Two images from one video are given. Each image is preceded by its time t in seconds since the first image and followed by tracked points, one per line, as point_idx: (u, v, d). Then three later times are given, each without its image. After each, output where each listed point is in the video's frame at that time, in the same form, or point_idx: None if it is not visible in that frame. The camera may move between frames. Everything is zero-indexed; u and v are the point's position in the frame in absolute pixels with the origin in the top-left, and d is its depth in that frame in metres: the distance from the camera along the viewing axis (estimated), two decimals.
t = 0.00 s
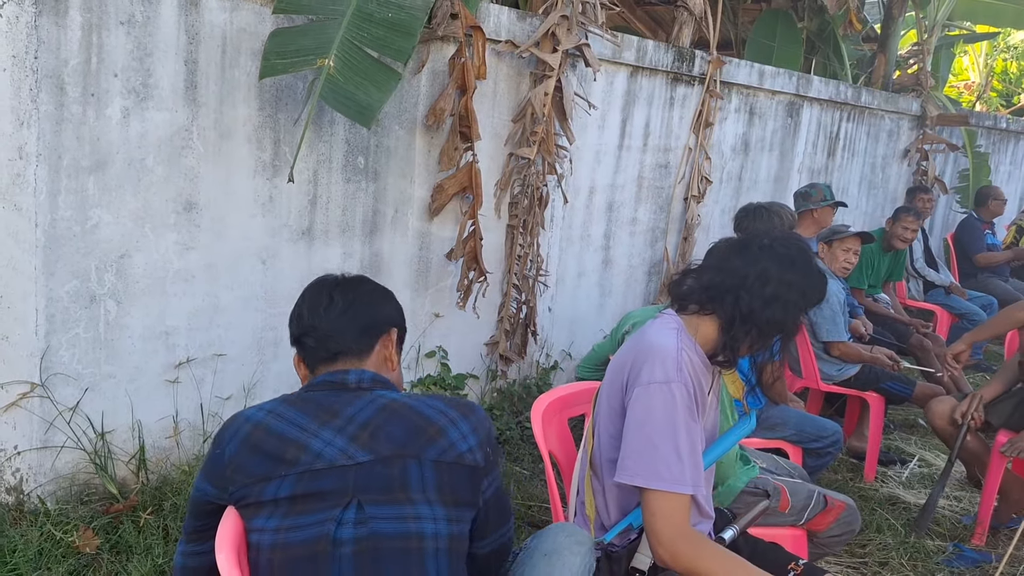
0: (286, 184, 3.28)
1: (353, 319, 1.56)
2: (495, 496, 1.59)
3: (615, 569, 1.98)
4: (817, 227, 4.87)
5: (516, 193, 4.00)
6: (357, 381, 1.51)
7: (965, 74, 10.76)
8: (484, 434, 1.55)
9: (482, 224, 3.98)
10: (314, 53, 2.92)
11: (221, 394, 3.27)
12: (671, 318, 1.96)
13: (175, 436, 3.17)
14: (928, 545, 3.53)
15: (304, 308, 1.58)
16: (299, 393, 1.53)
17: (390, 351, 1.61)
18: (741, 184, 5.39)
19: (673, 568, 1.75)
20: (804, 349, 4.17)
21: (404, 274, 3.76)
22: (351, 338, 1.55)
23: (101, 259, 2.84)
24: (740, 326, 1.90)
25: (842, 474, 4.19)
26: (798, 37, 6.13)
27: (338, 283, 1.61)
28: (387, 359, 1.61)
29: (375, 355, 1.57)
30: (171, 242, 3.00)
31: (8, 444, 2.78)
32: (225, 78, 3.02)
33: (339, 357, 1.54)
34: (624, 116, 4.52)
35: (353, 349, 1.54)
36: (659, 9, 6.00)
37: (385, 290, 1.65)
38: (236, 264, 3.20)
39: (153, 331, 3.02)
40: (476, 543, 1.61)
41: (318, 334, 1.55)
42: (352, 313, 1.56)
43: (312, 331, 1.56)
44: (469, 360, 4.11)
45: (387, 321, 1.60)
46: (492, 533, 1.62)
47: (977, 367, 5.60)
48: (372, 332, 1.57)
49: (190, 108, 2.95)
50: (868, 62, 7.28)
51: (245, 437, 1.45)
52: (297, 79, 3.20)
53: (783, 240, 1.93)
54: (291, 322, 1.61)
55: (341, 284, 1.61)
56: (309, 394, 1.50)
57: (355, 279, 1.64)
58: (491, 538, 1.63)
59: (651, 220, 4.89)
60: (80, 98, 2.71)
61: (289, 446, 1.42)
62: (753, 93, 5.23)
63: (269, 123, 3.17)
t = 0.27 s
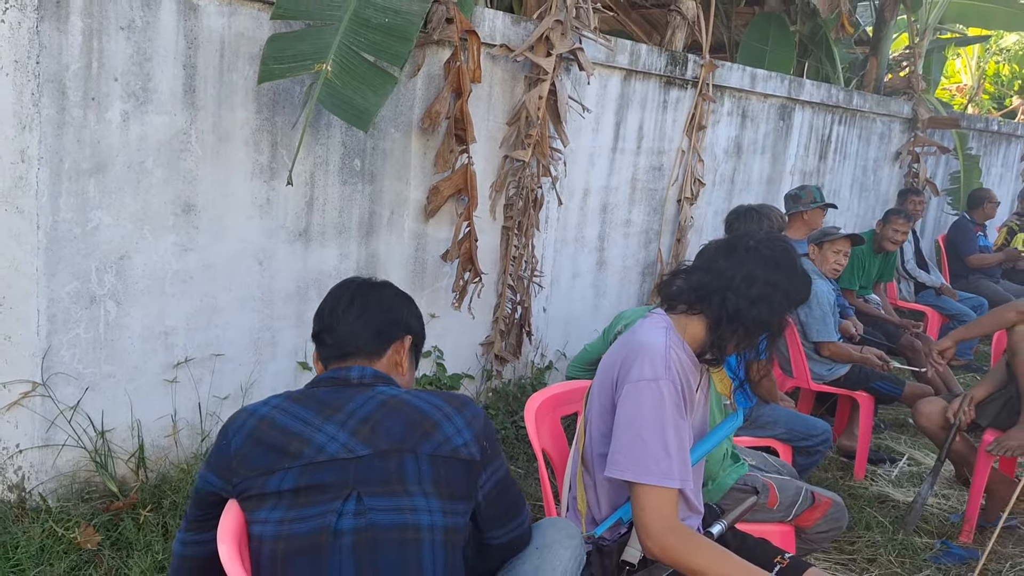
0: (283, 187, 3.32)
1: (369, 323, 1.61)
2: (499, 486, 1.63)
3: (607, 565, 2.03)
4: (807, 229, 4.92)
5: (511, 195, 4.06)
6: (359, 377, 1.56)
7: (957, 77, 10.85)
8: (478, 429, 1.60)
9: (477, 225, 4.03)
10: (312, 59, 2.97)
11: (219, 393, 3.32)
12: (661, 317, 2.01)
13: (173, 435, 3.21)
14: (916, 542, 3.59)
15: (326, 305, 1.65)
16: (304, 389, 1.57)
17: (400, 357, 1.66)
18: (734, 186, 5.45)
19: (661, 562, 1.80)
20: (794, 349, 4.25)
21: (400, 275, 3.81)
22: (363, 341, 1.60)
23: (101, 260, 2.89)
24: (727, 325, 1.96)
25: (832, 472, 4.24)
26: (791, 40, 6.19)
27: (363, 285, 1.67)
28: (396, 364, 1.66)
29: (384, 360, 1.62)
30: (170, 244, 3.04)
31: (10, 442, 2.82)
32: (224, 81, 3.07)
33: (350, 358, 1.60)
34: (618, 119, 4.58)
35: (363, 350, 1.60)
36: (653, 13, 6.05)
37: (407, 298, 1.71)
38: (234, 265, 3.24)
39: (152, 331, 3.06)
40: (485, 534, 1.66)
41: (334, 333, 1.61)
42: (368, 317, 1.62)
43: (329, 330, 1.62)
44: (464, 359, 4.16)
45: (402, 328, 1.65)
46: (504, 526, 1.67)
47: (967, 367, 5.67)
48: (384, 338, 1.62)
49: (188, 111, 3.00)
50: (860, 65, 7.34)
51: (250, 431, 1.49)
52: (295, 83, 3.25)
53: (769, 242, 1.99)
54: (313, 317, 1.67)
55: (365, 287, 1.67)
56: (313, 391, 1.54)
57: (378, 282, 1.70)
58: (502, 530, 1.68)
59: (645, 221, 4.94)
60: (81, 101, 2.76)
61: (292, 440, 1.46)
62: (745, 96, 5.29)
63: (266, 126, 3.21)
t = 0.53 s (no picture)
0: (282, 190, 3.40)
1: (380, 323, 1.69)
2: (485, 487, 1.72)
3: (596, 555, 2.12)
4: (795, 230, 4.99)
5: (505, 198, 4.13)
6: (371, 376, 1.65)
7: (946, 80, 10.97)
8: (484, 432, 1.68)
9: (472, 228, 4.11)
10: (312, 65, 3.05)
11: (218, 392, 3.39)
12: (649, 316, 2.10)
13: (174, 433, 3.28)
14: (900, 537, 3.67)
15: (343, 304, 1.73)
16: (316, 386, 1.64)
17: (407, 356, 1.72)
18: (724, 189, 5.54)
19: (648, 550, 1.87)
20: (783, 349, 4.32)
21: (396, 276, 3.89)
22: (374, 340, 1.68)
23: (104, 262, 2.96)
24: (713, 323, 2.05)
25: (819, 470, 4.33)
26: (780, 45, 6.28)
27: (379, 287, 1.75)
28: (403, 364, 1.72)
29: (391, 357, 1.69)
30: (171, 246, 3.11)
31: (15, 439, 2.89)
32: (223, 87, 3.14)
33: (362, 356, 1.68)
34: (610, 123, 4.66)
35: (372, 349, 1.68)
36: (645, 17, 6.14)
37: (422, 300, 1.78)
38: (234, 267, 3.32)
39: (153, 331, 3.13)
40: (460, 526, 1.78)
41: (347, 331, 1.69)
42: (380, 317, 1.70)
43: (344, 328, 1.70)
44: (459, 359, 4.24)
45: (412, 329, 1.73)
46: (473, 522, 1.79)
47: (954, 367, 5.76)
48: (394, 338, 1.70)
49: (189, 116, 3.07)
50: (849, 69, 7.44)
51: (263, 424, 1.55)
52: (294, 89, 3.33)
53: (752, 244, 2.09)
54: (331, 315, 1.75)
55: (381, 288, 1.75)
56: (325, 387, 1.62)
57: (390, 284, 1.77)
58: (474, 525, 1.80)
59: (637, 224, 5.03)
60: (84, 107, 2.83)
61: (306, 430, 1.53)
62: (736, 100, 5.38)
63: (265, 130, 3.29)
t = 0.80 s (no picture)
0: (282, 186, 3.42)
1: (371, 316, 1.71)
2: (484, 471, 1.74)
3: (595, 543, 2.16)
4: (789, 229, 5.01)
5: (503, 195, 4.15)
6: (365, 366, 1.66)
7: (944, 79, 11.01)
8: (478, 414, 1.71)
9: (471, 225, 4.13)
10: (313, 62, 3.07)
11: (219, 387, 3.41)
12: (645, 311, 2.15)
13: (175, 427, 3.31)
14: (896, 532, 3.70)
15: (332, 297, 1.75)
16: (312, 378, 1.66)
17: (398, 348, 1.74)
18: (722, 187, 5.57)
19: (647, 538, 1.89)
20: (780, 347, 4.34)
21: (395, 273, 3.91)
22: (365, 332, 1.69)
23: (106, 257, 2.98)
24: (708, 314, 2.11)
25: (816, 465, 4.36)
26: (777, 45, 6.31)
27: (369, 281, 1.77)
28: (394, 356, 1.74)
29: (382, 349, 1.71)
30: (172, 242, 3.14)
31: (17, 434, 2.91)
32: (224, 84, 3.16)
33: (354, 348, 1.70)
34: (608, 120, 4.68)
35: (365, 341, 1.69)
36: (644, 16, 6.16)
37: (411, 295, 1.80)
38: (234, 263, 3.34)
39: (154, 326, 3.15)
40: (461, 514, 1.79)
41: (338, 324, 1.71)
42: (370, 310, 1.71)
43: (334, 321, 1.72)
44: (459, 355, 4.26)
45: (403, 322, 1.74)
46: (474, 509, 1.79)
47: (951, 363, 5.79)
48: (385, 330, 1.71)
49: (191, 113, 3.10)
50: (847, 67, 7.47)
51: (264, 413, 1.58)
52: (294, 86, 3.35)
53: (745, 236, 2.14)
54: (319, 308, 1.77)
55: (370, 283, 1.77)
56: (322, 377, 1.64)
57: (376, 278, 1.78)
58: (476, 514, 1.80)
59: (635, 221, 5.05)
60: (87, 104, 2.85)
61: (306, 419, 1.56)
62: (733, 98, 5.40)
63: (265, 127, 3.31)
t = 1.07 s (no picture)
0: (284, 185, 3.42)
1: (362, 306, 1.65)
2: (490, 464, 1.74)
3: (599, 539, 2.16)
4: (790, 229, 5.00)
5: (504, 194, 4.15)
6: (371, 365, 1.64)
7: (945, 78, 11.01)
8: (485, 415, 1.70)
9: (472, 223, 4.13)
10: (315, 61, 3.07)
11: (221, 385, 3.40)
12: (645, 306, 2.15)
13: (177, 425, 3.30)
14: (897, 531, 3.70)
15: (313, 287, 1.68)
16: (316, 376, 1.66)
17: (396, 337, 1.69)
18: (723, 186, 5.56)
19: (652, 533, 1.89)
20: (782, 348, 4.37)
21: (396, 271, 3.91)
22: (360, 325, 1.64)
23: (108, 255, 2.97)
24: (707, 311, 2.11)
25: (817, 464, 4.36)
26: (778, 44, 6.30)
27: (349, 264, 1.69)
28: (393, 346, 1.70)
29: (380, 343, 1.67)
30: (174, 240, 3.13)
31: (18, 431, 2.91)
32: (226, 82, 3.16)
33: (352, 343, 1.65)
34: (609, 119, 4.68)
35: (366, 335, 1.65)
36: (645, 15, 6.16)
37: (396, 271, 1.73)
38: (236, 261, 3.34)
39: (156, 324, 3.15)
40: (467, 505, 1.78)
41: (327, 317, 1.65)
42: (359, 299, 1.65)
43: (321, 313, 1.65)
44: (460, 354, 4.26)
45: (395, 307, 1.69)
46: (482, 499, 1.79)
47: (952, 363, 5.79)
48: (379, 320, 1.66)
49: (192, 110, 3.09)
50: (848, 67, 7.46)
51: (269, 412, 1.57)
52: (296, 85, 3.35)
53: (746, 234, 2.14)
54: (301, 299, 1.70)
55: (351, 265, 1.69)
56: (327, 374, 1.64)
57: (359, 260, 1.71)
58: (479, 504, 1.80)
59: (636, 220, 5.05)
60: (89, 101, 2.84)
61: (311, 417, 1.55)
62: (735, 97, 5.40)
63: (267, 125, 3.30)
